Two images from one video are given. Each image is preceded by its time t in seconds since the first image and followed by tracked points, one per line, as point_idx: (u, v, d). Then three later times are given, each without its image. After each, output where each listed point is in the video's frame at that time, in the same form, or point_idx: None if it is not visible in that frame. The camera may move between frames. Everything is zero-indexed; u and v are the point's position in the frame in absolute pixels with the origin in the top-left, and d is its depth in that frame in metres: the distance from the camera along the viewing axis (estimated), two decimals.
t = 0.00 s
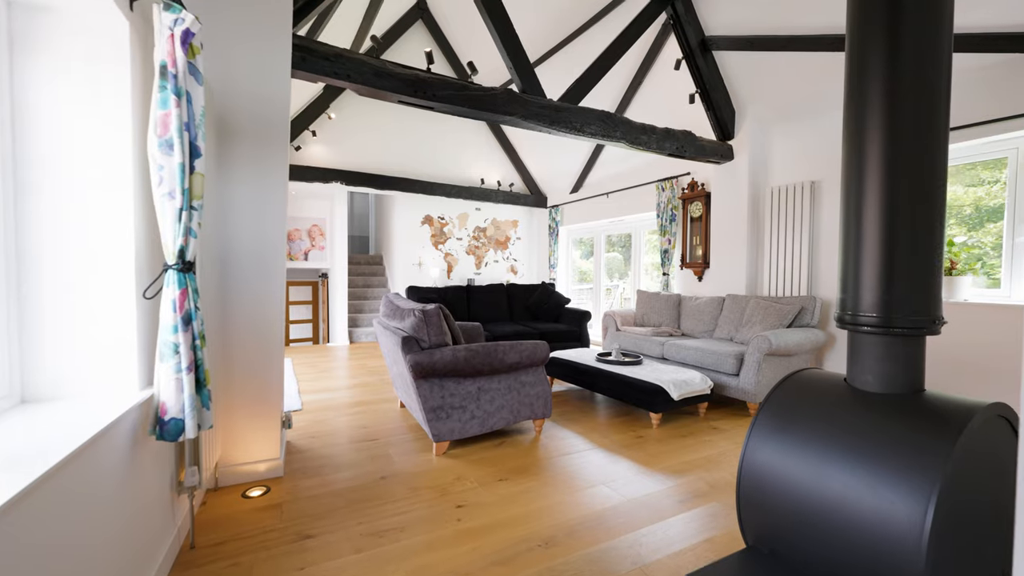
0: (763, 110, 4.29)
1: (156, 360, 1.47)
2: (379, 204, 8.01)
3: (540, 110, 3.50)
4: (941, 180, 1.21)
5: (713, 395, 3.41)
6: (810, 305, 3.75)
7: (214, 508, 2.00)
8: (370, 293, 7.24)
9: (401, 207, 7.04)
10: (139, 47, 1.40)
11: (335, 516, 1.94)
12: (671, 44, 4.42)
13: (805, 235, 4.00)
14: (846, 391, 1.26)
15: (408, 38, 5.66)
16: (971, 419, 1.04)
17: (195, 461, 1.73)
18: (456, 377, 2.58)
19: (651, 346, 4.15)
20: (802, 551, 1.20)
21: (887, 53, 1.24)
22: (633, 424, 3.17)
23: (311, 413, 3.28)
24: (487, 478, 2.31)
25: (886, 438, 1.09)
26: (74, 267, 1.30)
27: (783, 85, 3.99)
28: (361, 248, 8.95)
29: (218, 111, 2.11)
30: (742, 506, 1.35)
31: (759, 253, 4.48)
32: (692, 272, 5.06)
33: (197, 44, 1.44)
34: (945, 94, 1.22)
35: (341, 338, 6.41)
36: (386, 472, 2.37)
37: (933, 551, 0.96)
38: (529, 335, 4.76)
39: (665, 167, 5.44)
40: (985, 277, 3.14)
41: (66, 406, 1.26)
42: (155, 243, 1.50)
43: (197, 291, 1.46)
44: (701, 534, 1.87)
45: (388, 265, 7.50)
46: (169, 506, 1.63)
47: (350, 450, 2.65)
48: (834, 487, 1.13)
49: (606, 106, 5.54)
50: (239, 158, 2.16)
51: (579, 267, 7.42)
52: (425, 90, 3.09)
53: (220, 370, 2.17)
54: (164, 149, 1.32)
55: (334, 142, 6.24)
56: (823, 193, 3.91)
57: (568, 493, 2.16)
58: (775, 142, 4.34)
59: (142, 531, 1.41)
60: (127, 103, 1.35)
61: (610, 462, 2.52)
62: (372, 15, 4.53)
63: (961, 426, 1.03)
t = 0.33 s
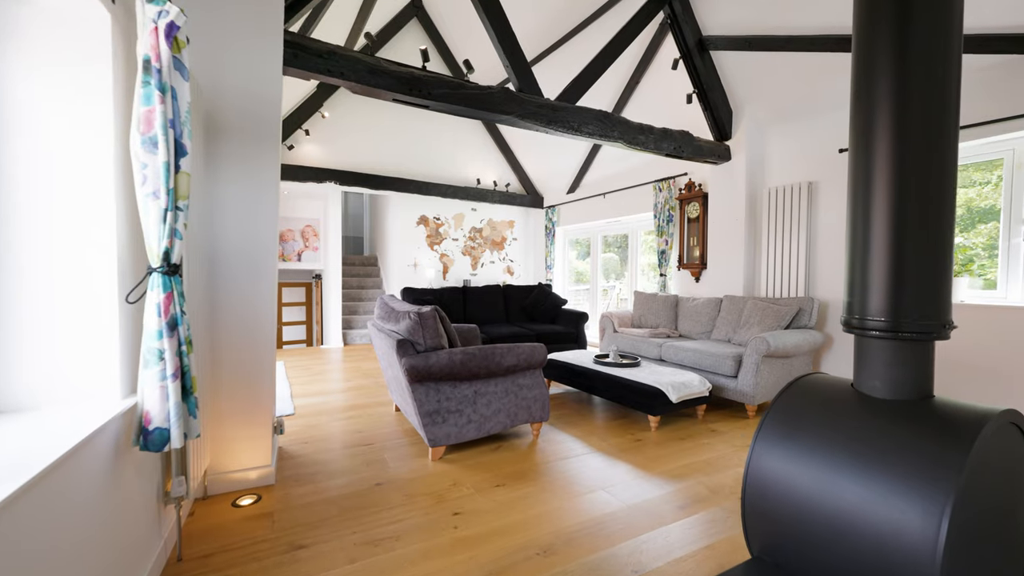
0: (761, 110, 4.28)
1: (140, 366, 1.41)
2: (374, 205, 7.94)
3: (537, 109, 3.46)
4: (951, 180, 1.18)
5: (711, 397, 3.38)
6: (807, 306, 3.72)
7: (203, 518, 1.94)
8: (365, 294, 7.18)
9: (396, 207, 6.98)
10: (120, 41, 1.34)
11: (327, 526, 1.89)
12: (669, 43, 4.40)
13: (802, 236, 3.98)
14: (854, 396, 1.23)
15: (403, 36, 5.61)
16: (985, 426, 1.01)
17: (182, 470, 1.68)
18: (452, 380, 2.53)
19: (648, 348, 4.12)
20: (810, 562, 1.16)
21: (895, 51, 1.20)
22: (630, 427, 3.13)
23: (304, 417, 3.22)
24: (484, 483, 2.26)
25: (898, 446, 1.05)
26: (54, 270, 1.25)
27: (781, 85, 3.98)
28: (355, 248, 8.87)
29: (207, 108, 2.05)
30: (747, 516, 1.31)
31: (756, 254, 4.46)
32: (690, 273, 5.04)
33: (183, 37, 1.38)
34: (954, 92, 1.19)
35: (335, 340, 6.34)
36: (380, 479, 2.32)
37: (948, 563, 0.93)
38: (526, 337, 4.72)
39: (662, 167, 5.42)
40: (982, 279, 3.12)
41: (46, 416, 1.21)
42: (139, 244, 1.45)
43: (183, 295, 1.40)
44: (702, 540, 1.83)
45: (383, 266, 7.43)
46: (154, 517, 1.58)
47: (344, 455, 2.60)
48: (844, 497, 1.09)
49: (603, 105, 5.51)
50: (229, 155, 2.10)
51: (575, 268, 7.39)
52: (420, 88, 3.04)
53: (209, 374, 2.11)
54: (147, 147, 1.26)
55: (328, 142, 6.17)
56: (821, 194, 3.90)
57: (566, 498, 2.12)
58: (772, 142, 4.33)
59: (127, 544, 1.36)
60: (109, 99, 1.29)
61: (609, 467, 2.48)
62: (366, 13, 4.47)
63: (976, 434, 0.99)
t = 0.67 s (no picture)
0: (759, 111, 4.27)
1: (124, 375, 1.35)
2: (369, 205, 7.88)
3: (535, 109, 3.42)
4: (963, 181, 1.15)
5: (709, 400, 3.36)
6: (805, 308, 3.71)
7: (191, 529, 1.88)
8: (360, 296, 7.11)
9: (390, 208, 6.93)
10: (103, 35, 1.29)
11: (320, 536, 1.84)
12: (667, 43, 4.39)
13: (800, 237, 3.97)
14: (863, 404, 1.20)
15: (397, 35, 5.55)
16: (1001, 436, 0.97)
17: (169, 480, 1.63)
18: (448, 385, 2.48)
19: (646, 350, 4.10)
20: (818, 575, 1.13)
21: (906, 50, 1.17)
22: (628, 430, 3.10)
23: (297, 422, 3.16)
24: (481, 490, 2.22)
25: (910, 457, 1.02)
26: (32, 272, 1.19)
27: (779, 85, 3.96)
28: (350, 250, 8.80)
29: (196, 105, 1.99)
30: (753, 526, 1.28)
31: (754, 255, 4.45)
32: (687, 275, 5.02)
33: (168, 32, 1.33)
34: (966, 90, 1.16)
35: (329, 342, 6.26)
36: (375, 486, 2.26)
37: None
38: (523, 339, 4.68)
39: (660, 168, 5.40)
40: (978, 280, 3.11)
41: (24, 425, 1.15)
42: (122, 246, 1.39)
43: (169, 300, 1.35)
44: (703, 547, 1.79)
45: (378, 267, 7.37)
46: (140, 529, 1.53)
47: (338, 461, 2.54)
48: (855, 509, 1.06)
49: (600, 105, 5.48)
50: (219, 154, 2.04)
51: (572, 269, 7.36)
52: (416, 87, 3.00)
53: (198, 379, 2.05)
54: (130, 145, 1.21)
55: (322, 141, 6.10)
56: (818, 195, 3.89)
57: (565, 505, 2.07)
58: (770, 143, 4.32)
59: (112, 558, 1.31)
60: (91, 96, 1.24)
61: (608, 472, 2.44)
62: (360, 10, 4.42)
63: (992, 444, 0.96)
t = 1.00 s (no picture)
0: (756, 112, 4.25)
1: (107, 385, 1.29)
2: (364, 206, 7.81)
3: (532, 109, 3.38)
4: (979, 183, 1.12)
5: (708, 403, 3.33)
6: (803, 310, 3.70)
7: (180, 541, 1.82)
8: (355, 297, 7.05)
9: (385, 209, 6.87)
10: (83, 29, 1.24)
11: (314, 547, 1.78)
12: (664, 43, 4.36)
13: (798, 238, 3.96)
14: (877, 414, 1.16)
15: (392, 34, 5.50)
16: None
17: (157, 491, 1.58)
18: (445, 389, 2.43)
19: (644, 352, 4.07)
20: None
21: (920, 48, 1.15)
22: (626, 434, 3.06)
23: (290, 428, 3.10)
24: (479, 497, 2.17)
25: (924, 469, 1.00)
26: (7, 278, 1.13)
27: (777, 86, 3.95)
28: (344, 251, 8.73)
29: (184, 103, 1.94)
30: (763, 538, 1.24)
31: (751, 256, 4.43)
32: (684, 276, 5.01)
33: (153, 27, 1.28)
34: (983, 89, 1.13)
35: (323, 345, 6.20)
36: (370, 493, 2.21)
37: None
38: (519, 341, 4.65)
39: (657, 169, 5.38)
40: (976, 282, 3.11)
41: None
42: (105, 249, 1.33)
43: (153, 305, 1.29)
44: (706, 556, 1.76)
45: (373, 269, 7.31)
46: (126, 543, 1.47)
47: (332, 468, 2.49)
48: (870, 522, 1.02)
49: (597, 105, 5.45)
50: (208, 154, 1.99)
51: (568, 270, 7.34)
52: (412, 86, 2.95)
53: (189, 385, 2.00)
54: (112, 145, 1.16)
55: (316, 141, 6.03)
56: (816, 197, 3.88)
57: (565, 512, 2.03)
58: (767, 144, 4.30)
59: None
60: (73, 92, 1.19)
61: (607, 477, 2.40)
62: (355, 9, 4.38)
63: (1014, 458, 0.92)
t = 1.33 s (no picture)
0: (754, 113, 4.24)
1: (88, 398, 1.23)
2: (359, 207, 7.74)
3: (529, 110, 3.34)
4: (1000, 189, 1.09)
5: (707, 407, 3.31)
6: (802, 313, 3.68)
7: (167, 555, 1.76)
8: (349, 299, 6.98)
9: (380, 210, 6.82)
10: (63, 23, 1.18)
11: (307, 560, 1.73)
12: (662, 44, 4.34)
13: (795, 240, 3.95)
14: (893, 427, 1.14)
15: (387, 32, 5.44)
16: None
17: (144, 505, 1.52)
18: (441, 395, 2.38)
19: (642, 355, 4.04)
20: None
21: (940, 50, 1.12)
22: (625, 439, 3.03)
23: (283, 433, 3.04)
24: (476, 506, 2.12)
25: (943, 486, 0.97)
26: None
27: (775, 88, 3.94)
28: (339, 252, 8.66)
29: (173, 103, 1.88)
30: (774, 555, 1.21)
31: (749, 258, 4.42)
32: (682, 278, 4.98)
33: (137, 23, 1.23)
34: (1005, 92, 1.10)
35: (318, 347, 6.13)
36: (365, 502, 2.16)
37: None
38: (516, 344, 4.61)
39: (654, 171, 5.36)
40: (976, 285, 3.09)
41: None
42: (87, 255, 1.28)
43: (137, 313, 1.24)
44: (709, 567, 1.72)
45: (368, 271, 7.25)
46: (111, 560, 1.42)
47: (326, 476, 2.43)
48: (889, 542, 0.99)
49: (594, 106, 5.42)
50: (198, 156, 1.93)
51: (564, 272, 7.30)
52: (407, 85, 2.90)
53: (178, 394, 1.94)
54: (93, 145, 1.11)
55: (310, 142, 5.96)
56: (814, 199, 3.87)
57: (564, 522, 1.99)
58: (765, 146, 4.29)
59: None
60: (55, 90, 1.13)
61: (607, 484, 2.36)
62: (349, 7, 4.31)
63: None
